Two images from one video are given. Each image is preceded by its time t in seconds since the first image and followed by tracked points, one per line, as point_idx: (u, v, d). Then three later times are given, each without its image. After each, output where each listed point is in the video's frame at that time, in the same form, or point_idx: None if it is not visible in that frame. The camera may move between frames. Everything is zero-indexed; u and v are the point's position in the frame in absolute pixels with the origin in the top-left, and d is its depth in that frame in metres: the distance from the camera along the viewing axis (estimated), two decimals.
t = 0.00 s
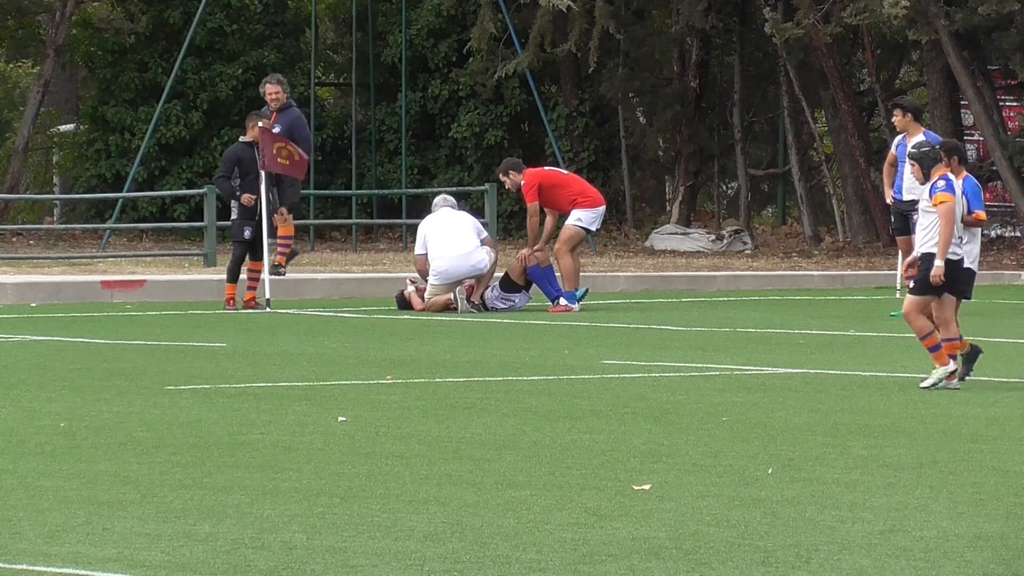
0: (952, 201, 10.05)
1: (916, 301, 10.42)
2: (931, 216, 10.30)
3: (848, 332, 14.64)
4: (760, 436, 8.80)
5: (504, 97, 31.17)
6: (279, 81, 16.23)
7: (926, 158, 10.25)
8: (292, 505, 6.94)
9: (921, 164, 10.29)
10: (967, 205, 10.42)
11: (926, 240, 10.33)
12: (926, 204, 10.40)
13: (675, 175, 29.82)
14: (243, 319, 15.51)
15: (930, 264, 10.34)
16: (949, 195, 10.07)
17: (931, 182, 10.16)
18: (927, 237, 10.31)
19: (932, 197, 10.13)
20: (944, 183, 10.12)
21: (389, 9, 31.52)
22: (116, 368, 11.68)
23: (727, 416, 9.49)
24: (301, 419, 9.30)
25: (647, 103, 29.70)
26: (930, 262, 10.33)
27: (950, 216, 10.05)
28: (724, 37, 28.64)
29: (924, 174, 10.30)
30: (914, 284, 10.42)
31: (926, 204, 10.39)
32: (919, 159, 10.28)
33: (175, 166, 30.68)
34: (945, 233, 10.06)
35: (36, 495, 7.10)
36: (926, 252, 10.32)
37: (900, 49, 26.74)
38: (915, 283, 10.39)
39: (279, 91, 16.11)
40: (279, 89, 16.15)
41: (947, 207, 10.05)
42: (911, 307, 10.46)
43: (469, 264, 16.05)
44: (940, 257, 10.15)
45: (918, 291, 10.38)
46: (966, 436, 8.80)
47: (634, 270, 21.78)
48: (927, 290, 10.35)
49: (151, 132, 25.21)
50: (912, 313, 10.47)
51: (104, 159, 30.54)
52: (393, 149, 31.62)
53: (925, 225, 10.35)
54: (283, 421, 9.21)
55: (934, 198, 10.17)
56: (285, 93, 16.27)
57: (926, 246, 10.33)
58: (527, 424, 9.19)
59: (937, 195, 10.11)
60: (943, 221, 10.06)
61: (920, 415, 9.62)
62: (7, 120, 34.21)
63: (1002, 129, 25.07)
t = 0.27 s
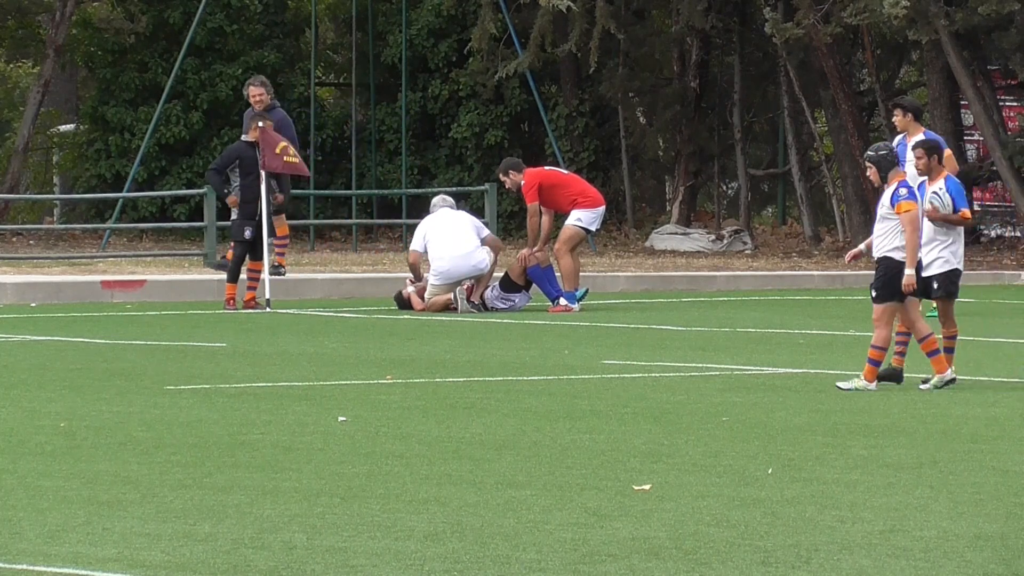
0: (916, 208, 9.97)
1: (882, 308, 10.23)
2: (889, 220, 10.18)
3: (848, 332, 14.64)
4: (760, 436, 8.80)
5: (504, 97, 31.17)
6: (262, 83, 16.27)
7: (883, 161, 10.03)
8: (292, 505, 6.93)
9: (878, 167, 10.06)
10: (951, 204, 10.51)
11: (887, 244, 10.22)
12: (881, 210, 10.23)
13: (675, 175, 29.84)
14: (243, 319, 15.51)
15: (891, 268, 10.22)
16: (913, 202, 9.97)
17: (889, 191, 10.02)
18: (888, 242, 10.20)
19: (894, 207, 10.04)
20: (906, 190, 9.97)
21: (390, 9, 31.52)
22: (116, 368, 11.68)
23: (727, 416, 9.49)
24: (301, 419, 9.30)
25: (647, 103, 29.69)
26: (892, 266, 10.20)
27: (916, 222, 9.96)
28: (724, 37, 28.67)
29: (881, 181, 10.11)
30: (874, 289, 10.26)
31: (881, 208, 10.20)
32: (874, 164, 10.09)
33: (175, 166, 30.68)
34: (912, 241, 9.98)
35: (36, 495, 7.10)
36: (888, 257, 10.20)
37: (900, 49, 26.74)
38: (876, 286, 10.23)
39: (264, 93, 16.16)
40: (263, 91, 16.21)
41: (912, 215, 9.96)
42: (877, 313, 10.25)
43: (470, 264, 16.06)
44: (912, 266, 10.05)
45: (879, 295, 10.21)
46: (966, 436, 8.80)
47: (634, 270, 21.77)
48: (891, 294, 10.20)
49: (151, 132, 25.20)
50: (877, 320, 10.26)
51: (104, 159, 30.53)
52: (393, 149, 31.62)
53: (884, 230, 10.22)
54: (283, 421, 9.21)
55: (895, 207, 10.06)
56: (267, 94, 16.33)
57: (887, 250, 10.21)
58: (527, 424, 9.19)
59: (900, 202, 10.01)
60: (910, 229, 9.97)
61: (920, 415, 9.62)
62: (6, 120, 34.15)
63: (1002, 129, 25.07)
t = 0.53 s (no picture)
0: (873, 208, 10.11)
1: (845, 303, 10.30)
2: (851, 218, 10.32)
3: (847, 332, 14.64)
4: (760, 436, 8.80)
5: (504, 97, 31.18)
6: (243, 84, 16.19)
7: (848, 158, 10.02)
8: (292, 505, 6.93)
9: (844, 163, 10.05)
10: (934, 205, 10.32)
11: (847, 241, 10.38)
12: (847, 205, 10.42)
13: (675, 175, 29.85)
14: (243, 319, 15.51)
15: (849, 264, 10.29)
16: (871, 201, 10.12)
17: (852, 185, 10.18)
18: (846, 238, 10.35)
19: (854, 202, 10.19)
20: (868, 188, 10.14)
21: (390, 9, 31.52)
22: (115, 368, 11.68)
23: (727, 416, 9.48)
24: (301, 419, 9.30)
25: (647, 103, 29.66)
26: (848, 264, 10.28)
27: (867, 219, 10.10)
28: (724, 37, 28.70)
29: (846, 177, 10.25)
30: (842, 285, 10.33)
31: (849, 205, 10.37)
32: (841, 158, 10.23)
33: (175, 166, 30.69)
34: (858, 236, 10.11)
35: (36, 495, 7.10)
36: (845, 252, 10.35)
37: (900, 49, 26.74)
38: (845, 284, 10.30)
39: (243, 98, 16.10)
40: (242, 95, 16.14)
41: (866, 212, 10.10)
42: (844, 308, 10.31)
43: (470, 264, 16.11)
44: (843, 261, 10.18)
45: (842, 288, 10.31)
46: (966, 436, 8.80)
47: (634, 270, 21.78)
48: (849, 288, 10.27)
49: (151, 132, 25.19)
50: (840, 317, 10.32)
51: (104, 159, 30.53)
52: (393, 149, 31.62)
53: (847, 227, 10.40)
54: (283, 421, 9.21)
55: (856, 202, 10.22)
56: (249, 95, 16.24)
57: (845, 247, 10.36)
58: (527, 424, 9.19)
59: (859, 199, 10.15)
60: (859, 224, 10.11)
61: (919, 415, 9.61)
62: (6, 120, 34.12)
63: (1002, 129, 25.07)
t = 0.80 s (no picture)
0: (829, 208, 9.94)
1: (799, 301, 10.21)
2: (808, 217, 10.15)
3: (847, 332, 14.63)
4: (760, 436, 8.80)
5: (503, 97, 31.17)
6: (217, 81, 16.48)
7: (807, 159, 10.00)
8: (292, 505, 6.93)
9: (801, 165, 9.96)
10: (916, 200, 10.44)
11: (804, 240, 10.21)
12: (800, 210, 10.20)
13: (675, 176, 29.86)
14: (243, 319, 15.51)
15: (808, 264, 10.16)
16: (827, 201, 9.95)
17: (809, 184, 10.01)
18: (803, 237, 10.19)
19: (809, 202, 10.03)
20: (825, 188, 9.97)
21: (389, 9, 31.51)
22: (115, 368, 11.67)
23: (727, 416, 9.48)
24: (301, 419, 9.29)
25: (647, 103, 29.65)
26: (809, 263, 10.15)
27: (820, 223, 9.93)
28: (724, 37, 28.71)
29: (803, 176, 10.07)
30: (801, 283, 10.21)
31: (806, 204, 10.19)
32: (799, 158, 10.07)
33: (175, 166, 30.69)
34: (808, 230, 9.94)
35: (36, 495, 7.10)
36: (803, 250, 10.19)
37: (900, 49, 26.74)
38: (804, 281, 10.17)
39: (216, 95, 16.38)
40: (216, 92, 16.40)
41: (821, 214, 9.93)
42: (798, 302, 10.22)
43: (471, 265, 16.12)
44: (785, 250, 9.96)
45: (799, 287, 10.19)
46: (966, 436, 8.80)
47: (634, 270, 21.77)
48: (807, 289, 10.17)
49: (150, 132, 25.17)
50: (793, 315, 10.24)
51: (104, 159, 30.55)
52: (393, 149, 31.62)
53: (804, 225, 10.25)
54: (283, 421, 9.21)
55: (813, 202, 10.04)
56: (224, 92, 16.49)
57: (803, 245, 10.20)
58: (527, 424, 9.19)
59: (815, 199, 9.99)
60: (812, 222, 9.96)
61: (919, 415, 9.61)
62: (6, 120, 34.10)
63: (1002, 129, 25.07)
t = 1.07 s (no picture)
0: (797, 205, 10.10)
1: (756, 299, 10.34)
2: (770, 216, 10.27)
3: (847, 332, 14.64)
4: (760, 436, 8.80)
5: (504, 97, 31.18)
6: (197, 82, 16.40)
7: (770, 156, 10.10)
8: (292, 505, 6.94)
9: (763, 162, 10.12)
10: (904, 207, 10.40)
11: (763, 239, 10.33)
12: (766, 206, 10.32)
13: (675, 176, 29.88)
14: (243, 319, 15.51)
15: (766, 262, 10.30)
16: (795, 198, 10.10)
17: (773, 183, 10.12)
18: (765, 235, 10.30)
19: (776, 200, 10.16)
20: (790, 185, 10.12)
21: (389, 8, 31.52)
22: (115, 368, 11.68)
23: (727, 416, 9.49)
24: (301, 419, 9.30)
25: (647, 103, 29.64)
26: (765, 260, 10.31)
27: (793, 219, 10.07)
28: (724, 37, 28.72)
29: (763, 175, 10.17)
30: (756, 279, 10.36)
31: (766, 201, 10.30)
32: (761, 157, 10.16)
33: (175, 166, 30.70)
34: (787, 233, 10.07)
35: (36, 495, 7.10)
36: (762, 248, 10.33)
37: (900, 49, 26.73)
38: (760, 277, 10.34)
39: (196, 97, 16.25)
40: (195, 95, 16.27)
41: (790, 211, 10.08)
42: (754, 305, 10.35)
43: (471, 264, 16.13)
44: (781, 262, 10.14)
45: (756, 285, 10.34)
46: (966, 436, 8.80)
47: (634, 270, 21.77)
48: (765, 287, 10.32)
49: (150, 132, 25.16)
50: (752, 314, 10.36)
51: (104, 159, 30.57)
52: (393, 149, 31.64)
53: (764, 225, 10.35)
54: (283, 421, 9.21)
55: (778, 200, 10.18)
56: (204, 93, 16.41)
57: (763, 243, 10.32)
58: (527, 424, 9.19)
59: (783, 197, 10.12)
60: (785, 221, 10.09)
61: (919, 415, 9.61)
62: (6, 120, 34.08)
63: (1002, 129, 25.06)
